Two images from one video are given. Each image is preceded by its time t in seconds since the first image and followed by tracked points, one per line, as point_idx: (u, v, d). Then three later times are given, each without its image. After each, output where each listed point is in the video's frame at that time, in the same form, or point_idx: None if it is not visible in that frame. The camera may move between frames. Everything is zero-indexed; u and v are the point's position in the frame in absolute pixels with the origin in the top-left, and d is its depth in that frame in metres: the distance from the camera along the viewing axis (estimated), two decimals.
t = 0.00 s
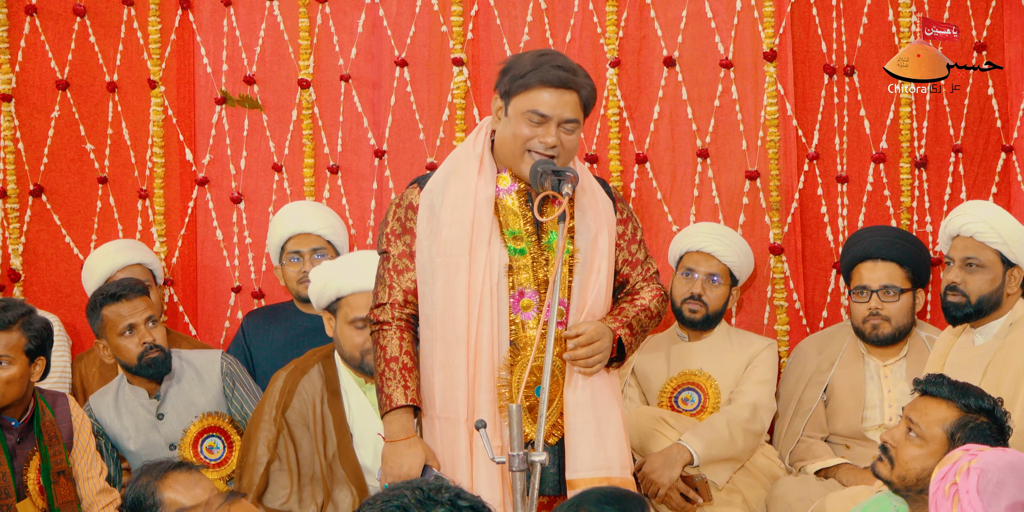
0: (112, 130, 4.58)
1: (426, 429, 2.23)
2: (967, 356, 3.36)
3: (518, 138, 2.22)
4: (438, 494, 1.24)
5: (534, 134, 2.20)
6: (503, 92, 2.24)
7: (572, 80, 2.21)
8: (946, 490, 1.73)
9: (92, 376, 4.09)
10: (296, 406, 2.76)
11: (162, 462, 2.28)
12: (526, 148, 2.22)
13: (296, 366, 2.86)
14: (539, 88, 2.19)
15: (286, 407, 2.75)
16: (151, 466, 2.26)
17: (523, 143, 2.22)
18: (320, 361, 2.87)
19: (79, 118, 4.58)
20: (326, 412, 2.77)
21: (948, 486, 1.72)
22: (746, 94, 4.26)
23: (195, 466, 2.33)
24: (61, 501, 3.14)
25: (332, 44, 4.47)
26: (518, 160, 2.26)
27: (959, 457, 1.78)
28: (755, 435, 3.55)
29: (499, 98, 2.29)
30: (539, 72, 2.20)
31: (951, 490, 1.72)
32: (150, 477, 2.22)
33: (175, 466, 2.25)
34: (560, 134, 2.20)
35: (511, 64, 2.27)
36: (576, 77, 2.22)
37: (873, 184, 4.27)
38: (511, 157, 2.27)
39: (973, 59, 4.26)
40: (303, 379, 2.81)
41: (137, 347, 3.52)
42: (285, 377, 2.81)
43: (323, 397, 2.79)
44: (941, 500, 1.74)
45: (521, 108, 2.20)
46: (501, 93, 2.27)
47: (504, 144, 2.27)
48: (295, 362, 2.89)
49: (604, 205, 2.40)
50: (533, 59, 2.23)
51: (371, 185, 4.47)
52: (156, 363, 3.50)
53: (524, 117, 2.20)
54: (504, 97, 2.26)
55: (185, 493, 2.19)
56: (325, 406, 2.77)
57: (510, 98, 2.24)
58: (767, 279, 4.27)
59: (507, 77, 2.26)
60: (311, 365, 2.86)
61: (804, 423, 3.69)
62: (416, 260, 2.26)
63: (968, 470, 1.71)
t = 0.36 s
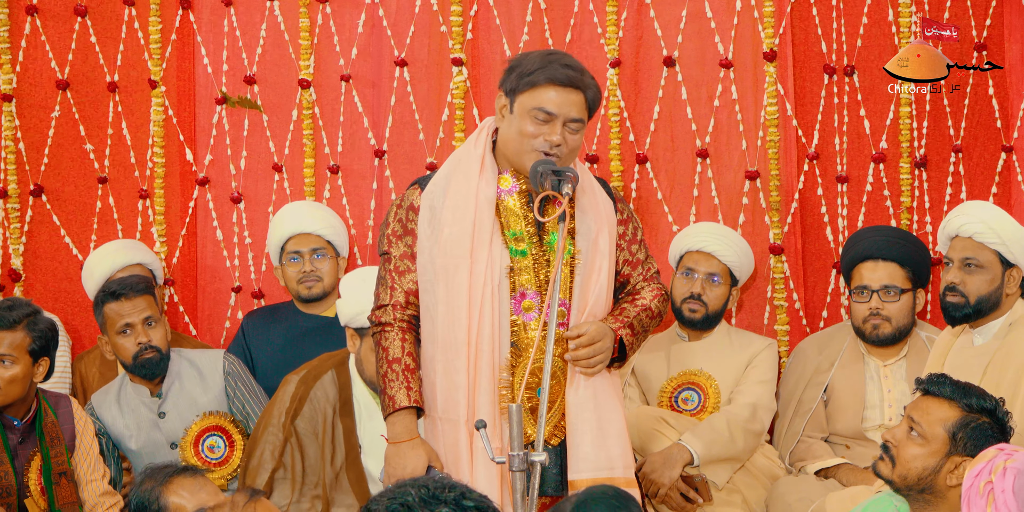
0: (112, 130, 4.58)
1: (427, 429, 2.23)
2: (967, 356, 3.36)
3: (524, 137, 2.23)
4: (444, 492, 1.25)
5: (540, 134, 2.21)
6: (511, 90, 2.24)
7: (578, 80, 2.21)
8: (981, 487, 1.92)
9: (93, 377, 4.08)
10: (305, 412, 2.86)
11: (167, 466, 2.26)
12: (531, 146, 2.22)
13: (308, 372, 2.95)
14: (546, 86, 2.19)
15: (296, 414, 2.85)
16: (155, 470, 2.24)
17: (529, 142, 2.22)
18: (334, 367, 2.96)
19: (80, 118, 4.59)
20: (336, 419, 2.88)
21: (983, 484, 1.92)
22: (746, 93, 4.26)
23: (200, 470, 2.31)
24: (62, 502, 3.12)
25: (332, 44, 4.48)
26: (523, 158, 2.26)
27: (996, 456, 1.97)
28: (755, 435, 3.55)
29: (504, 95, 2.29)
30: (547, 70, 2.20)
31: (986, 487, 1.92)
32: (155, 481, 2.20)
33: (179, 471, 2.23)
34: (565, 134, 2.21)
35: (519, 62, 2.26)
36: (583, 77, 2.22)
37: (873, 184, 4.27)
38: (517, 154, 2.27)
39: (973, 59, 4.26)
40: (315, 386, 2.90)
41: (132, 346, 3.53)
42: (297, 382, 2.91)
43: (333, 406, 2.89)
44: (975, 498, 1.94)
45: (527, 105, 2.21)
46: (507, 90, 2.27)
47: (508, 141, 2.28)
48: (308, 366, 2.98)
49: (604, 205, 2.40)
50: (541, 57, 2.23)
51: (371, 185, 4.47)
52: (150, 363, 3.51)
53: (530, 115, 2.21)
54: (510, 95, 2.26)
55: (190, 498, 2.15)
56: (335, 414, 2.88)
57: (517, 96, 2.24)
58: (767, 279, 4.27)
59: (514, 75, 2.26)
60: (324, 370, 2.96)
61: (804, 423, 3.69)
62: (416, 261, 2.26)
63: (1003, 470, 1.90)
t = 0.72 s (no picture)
0: (112, 130, 4.58)
1: (426, 427, 2.24)
2: (968, 356, 3.36)
3: (529, 136, 2.22)
4: (408, 481, 1.32)
5: (544, 132, 2.20)
6: (516, 90, 2.24)
7: (585, 80, 2.23)
8: (987, 487, 1.89)
9: (93, 377, 4.09)
10: (320, 421, 2.88)
11: (168, 469, 2.26)
12: (537, 145, 2.22)
13: (328, 381, 2.93)
14: (553, 87, 2.20)
15: (310, 424, 2.88)
16: (156, 473, 2.25)
17: (534, 141, 2.22)
18: (355, 377, 2.92)
19: (80, 118, 4.59)
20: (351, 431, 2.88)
21: (988, 483, 1.89)
22: (746, 93, 4.27)
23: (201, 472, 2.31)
24: (58, 503, 3.13)
25: (332, 44, 4.48)
26: (527, 156, 2.26)
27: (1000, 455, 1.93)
28: (755, 435, 3.55)
29: (508, 95, 2.29)
30: (556, 70, 2.21)
31: (991, 486, 1.89)
32: (156, 484, 2.20)
33: (180, 473, 2.23)
34: (573, 133, 2.21)
35: (522, 63, 2.27)
36: (589, 77, 2.24)
37: (873, 184, 4.27)
38: (522, 153, 2.28)
39: (973, 59, 4.26)
40: (334, 396, 2.90)
41: (132, 346, 3.54)
42: (316, 390, 2.92)
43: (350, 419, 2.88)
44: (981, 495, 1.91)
45: (534, 106, 2.20)
46: (512, 90, 2.27)
47: (514, 141, 2.28)
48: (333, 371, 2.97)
49: (606, 207, 2.40)
50: (547, 57, 2.24)
51: (371, 185, 4.47)
52: (148, 364, 3.51)
53: (537, 115, 2.20)
54: (516, 95, 2.26)
55: (191, 499, 2.16)
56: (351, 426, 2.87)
57: (523, 97, 2.23)
58: (767, 279, 4.27)
59: (519, 75, 2.26)
60: (345, 379, 2.93)
61: (804, 423, 3.69)
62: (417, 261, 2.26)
63: (1008, 470, 1.87)
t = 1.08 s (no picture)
0: (112, 130, 4.58)
1: (428, 427, 2.24)
2: (968, 355, 3.37)
3: (530, 136, 2.23)
4: (415, 479, 1.33)
5: (546, 132, 2.21)
6: (514, 90, 2.23)
7: (583, 78, 2.22)
8: (960, 503, 1.42)
9: (93, 377, 4.09)
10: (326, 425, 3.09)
11: (167, 470, 2.27)
12: (539, 146, 2.23)
13: (336, 384, 3.14)
14: (551, 86, 2.20)
15: (316, 427, 3.08)
16: (155, 474, 2.25)
17: (537, 141, 2.22)
18: (361, 383, 3.14)
19: (80, 118, 4.59)
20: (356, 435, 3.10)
21: (962, 499, 1.42)
22: (746, 93, 4.27)
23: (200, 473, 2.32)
24: (59, 502, 3.14)
25: (332, 44, 4.48)
26: (530, 156, 2.26)
27: (975, 460, 1.48)
28: (755, 435, 3.55)
29: (505, 94, 2.28)
30: (554, 70, 2.20)
31: (966, 502, 1.42)
32: (155, 485, 2.21)
33: (180, 474, 2.23)
34: (573, 131, 2.22)
35: (519, 62, 2.26)
36: (587, 75, 2.24)
37: (873, 184, 4.27)
38: (523, 153, 2.28)
39: (973, 59, 4.26)
40: (341, 400, 3.10)
41: (131, 346, 3.54)
42: (324, 394, 3.11)
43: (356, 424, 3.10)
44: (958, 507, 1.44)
45: (534, 105, 2.20)
46: (509, 90, 2.26)
47: (514, 141, 2.28)
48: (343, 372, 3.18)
49: (604, 206, 2.40)
50: (544, 55, 2.23)
51: (371, 185, 4.47)
52: (147, 364, 3.50)
53: (537, 115, 2.21)
54: (513, 95, 2.25)
55: (190, 499, 2.16)
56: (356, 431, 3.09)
57: (520, 97, 2.23)
58: (767, 279, 4.27)
59: (517, 75, 2.25)
60: (353, 384, 3.14)
61: (804, 422, 3.69)
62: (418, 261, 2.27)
63: (983, 479, 1.42)
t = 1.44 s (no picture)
0: (112, 130, 4.58)
1: (427, 424, 2.24)
2: (968, 356, 3.38)
3: (529, 137, 2.22)
4: (420, 480, 1.33)
5: (546, 133, 2.20)
6: (510, 92, 2.24)
7: (580, 78, 2.23)
8: (975, 486, 1.46)
9: (93, 377, 4.09)
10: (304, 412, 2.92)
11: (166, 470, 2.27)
12: (538, 148, 2.22)
13: (306, 371, 3.01)
14: (547, 88, 2.20)
15: (294, 413, 2.90)
16: (155, 474, 2.24)
17: (535, 142, 2.22)
18: (333, 366, 3.03)
19: (80, 117, 4.59)
20: (333, 419, 2.94)
21: (977, 481, 1.46)
22: (746, 93, 4.27)
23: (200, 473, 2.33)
24: (57, 502, 3.12)
25: (332, 44, 4.48)
26: (529, 158, 2.26)
27: (987, 451, 1.49)
28: (755, 435, 3.55)
29: (502, 97, 2.29)
30: (549, 71, 2.20)
31: (982, 485, 1.46)
32: (153, 485, 2.20)
33: (179, 474, 2.23)
34: (572, 131, 2.21)
35: (514, 65, 2.26)
36: (583, 75, 2.24)
37: (873, 184, 4.27)
38: (522, 156, 2.28)
39: (973, 59, 4.26)
40: (315, 385, 2.97)
41: (140, 342, 3.53)
42: (296, 380, 2.97)
43: (333, 406, 2.96)
44: (969, 495, 1.47)
45: (531, 107, 2.20)
46: (506, 93, 2.26)
47: (513, 143, 2.28)
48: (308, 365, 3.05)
49: (606, 203, 2.40)
50: (539, 56, 2.23)
51: (371, 185, 4.47)
52: (157, 358, 3.51)
53: (535, 117, 2.20)
54: (511, 97, 2.26)
55: (189, 500, 2.17)
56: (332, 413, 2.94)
57: (517, 99, 2.23)
58: (767, 279, 4.26)
59: (512, 77, 2.26)
60: (323, 369, 3.02)
61: (804, 422, 3.69)
62: (417, 259, 2.26)
63: (999, 465, 1.45)
